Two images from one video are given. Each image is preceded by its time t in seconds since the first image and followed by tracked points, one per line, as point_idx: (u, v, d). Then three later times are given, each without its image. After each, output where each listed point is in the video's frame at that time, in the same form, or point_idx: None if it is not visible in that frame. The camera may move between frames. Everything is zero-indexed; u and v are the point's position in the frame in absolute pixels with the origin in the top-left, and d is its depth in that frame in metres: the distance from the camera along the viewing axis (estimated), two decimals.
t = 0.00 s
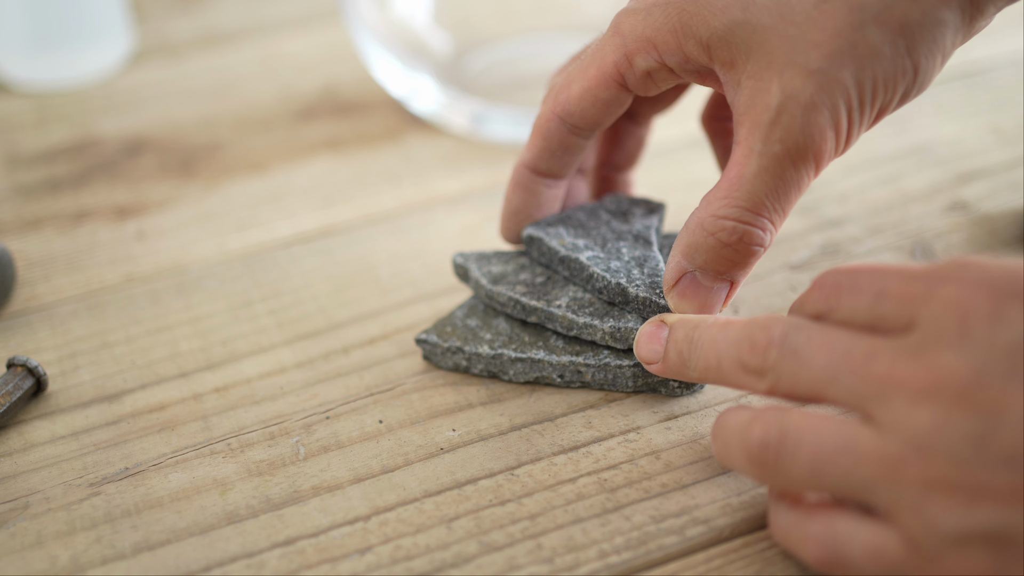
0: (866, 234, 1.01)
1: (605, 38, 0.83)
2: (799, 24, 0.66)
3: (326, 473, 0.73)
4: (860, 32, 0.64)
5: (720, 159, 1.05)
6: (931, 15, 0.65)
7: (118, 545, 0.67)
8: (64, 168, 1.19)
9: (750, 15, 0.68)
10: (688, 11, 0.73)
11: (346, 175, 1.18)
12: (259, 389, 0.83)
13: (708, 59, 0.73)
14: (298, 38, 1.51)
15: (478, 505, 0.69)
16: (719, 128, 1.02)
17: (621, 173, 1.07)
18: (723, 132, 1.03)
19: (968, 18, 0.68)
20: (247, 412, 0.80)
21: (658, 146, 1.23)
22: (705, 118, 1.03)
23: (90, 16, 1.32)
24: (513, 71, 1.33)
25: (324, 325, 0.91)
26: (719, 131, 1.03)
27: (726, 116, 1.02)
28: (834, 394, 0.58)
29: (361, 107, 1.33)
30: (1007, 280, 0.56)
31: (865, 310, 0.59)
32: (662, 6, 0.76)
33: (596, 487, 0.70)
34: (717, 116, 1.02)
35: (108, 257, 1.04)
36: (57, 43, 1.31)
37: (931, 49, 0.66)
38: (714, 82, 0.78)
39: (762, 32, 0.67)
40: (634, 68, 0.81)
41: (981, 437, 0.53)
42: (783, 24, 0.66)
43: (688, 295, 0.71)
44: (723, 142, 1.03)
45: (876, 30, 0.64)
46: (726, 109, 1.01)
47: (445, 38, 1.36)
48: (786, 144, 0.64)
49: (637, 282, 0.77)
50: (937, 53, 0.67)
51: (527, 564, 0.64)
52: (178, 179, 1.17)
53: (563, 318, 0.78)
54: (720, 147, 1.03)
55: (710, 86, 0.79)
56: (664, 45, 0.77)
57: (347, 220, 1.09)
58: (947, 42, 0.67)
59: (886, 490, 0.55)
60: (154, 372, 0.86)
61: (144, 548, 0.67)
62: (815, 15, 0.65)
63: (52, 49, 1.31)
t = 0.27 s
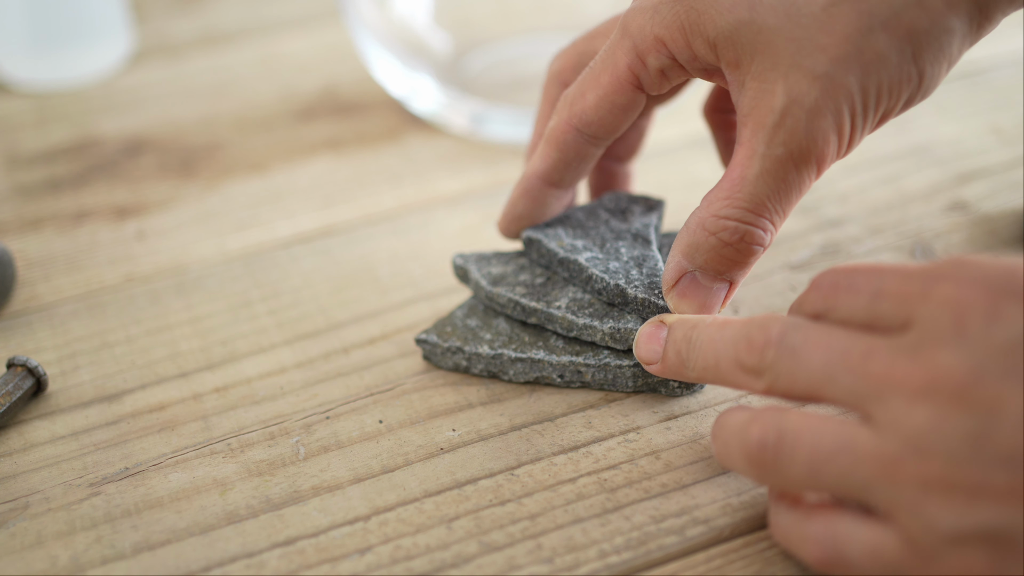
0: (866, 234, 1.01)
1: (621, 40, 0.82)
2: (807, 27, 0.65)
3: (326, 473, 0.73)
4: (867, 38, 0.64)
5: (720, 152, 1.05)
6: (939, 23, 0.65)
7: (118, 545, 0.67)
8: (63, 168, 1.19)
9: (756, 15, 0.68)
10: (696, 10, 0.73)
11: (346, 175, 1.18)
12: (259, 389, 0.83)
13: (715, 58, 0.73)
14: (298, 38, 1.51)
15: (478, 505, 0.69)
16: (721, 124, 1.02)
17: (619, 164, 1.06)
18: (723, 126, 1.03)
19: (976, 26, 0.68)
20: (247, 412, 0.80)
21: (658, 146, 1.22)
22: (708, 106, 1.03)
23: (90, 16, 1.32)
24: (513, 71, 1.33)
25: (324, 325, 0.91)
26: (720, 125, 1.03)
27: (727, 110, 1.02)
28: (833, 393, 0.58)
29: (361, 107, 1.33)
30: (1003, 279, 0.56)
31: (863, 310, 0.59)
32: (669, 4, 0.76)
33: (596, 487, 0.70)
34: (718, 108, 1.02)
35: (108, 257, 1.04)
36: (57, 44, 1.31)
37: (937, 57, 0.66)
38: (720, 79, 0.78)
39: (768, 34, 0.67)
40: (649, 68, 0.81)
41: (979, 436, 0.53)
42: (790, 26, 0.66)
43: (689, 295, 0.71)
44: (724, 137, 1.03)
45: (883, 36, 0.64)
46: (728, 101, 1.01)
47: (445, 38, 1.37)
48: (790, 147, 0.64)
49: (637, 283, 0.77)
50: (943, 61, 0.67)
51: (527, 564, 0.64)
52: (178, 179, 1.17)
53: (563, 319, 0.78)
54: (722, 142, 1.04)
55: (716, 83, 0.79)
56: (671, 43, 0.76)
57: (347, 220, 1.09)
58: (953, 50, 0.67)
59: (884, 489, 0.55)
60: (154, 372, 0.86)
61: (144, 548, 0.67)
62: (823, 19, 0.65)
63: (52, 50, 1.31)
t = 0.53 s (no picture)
0: (866, 234, 1.01)
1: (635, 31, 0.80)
2: (804, 27, 0.65)
3: (326, 473, 0.73)
4: (865, 41, 0.64)
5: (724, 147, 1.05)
6: (938, 26, 0.65)
7: (118, 545, 0.67)
8: (63, 168, 1.19)
9: (753, 14, 0.68)
10: (695, 8, 0.72)
11: (346, 175, 1.18)
12: (259, 389, 0.83)
13: (714, 57, 0.73)
14: (298, 38, 1.51)
15: (478, 505, 0.69)
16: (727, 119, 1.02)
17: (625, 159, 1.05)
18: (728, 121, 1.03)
19: (976, 28, 0.68)
20: (247, 412, 0.80)
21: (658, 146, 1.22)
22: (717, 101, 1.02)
23: (90, 16, 1.32)
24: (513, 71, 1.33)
25: (324, 325, 0.91)
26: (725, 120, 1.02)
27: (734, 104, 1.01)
28: (834, 395, 0.58)
29: (361, 107, 1.33)
30: (1006, 280, 0.56)
31: (865, 312, 0.59)
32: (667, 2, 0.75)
33: (596, 487, 0.70)
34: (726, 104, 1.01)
35: (108, 257, 1.04)
36: (56, 44, 1.31)
37: (936, 59, 0.66)
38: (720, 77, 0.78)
39: (766, 33, 0.67)
40: (653, 67, 0.80)
41: (980, 438, 0.53)
42: (788, 26, 0.66)
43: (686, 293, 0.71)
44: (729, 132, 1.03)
45: (880, 39, 0.64)
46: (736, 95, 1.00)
47: (445, 38, 1.37)
48: (786, 148, 0.65)
49: (637, 283, 0.77)
50: (942, 63, 0.67)
51: (527, 564, 0.64)
52: (178, 179, 1.17)
53: (563, 320, 0.78)
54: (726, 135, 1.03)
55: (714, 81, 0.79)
56: (670, 40, 0.76)
57: (347, 220, 1.09)
58: (952, 53, 0.67)
59: (885, 490, 0.55)
60: (154, 372, 0.86)
61: (144, 548, 0.67)
62: (821, 20, 0.65)
63: (52, 49, 1.31)
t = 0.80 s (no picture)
0: (866, 234, 1.01)
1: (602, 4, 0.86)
2: (808, 29, 0.65)
3: (326, 473, 0.73)
4: (867, 45, 0.64)
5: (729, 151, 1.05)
6: (942, 30, 0.64)
7: (118, 545, 0.67)
8: (64, 168, 1.19)
9: (760, 13, 0.67)
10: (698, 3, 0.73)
11: (346, 175, 1.18)
12: (259, 389, 0.83)
13: (715, 53, 0.73)
14: (298, 38, 1.51)
15: (478, 506, 0.69)
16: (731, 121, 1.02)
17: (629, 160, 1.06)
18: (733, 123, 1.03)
19: (983, 31, 0.67)
20: (247, 412, 0.80)
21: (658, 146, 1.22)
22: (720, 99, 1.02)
23: (90, 16, 1.32)
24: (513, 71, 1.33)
25: (324, 325, 0.91)
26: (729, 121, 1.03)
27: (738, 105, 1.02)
28: (831, 397, 0.58)
29: (361, 107, 1.33)
30: (1002, 284, 0.56)
31: (864, 316, 0.59)
32: None
33: (596, 487, 0.70)
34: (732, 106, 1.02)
35: (108, 257, 1.04)
36: (56, 44, 1.31)
37: (937, 63, 0.66)
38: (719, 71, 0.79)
39: (770, 34, 0.66)
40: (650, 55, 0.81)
41: (976, 442, 0.53)
42: (791, 28, 0.65)
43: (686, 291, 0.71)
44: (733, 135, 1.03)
45: (882, 43, 0.64)
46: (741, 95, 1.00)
47: (445, 38, 1.37)
48: (783, 147, 0.65)
49: (637, 283, 0.77)
50: (943, 66, 0.66)
51: (526, 564, 0.64)
52: (178, 179, 1.17)
53: (563, 319, 0.78)
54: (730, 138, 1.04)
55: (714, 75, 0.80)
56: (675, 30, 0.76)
57: (347, 220, 1.09)
58: (955, 57, 0.66)
59: (881, 494, 0.55)
60: (154, 372, 0.86)
61: (144, 548, 0.67)
62: (825, 22, 0.64)
63: (52, 49, 1.31)
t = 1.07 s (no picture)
0: (866, 234, 1.01)
1: (643, 12, 0.83)
2: (835, 31, 0.65)
3: (326, 473, 0.73)
4: (892, 49, 0.63)
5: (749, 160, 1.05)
6: (968, 37, 0.64)
7: (118, 544, 0.67)
8: (64, 168, 1.19)
9: (788, 14, 0.67)
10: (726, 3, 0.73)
11: (346, 175, 1.18)
12: (259, 389, 0.83)
13: (743, 52, 0.73)
14: (298, 38, 1.51)
15: (478, 505, 0.69)
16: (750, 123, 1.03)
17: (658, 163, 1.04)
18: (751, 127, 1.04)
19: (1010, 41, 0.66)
20: (247, 412, 0.80)
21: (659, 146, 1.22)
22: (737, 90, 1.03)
23: (90, 16, 1.32)
24: (513, 71, 1.34)
25: (324, 325, 0.91)
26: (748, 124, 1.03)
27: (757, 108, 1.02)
28: (839, 392, 0.58)
29: (361, 107, 1.33)
30: (1013, 282, 0.56)
31: (873, 312, 0.59)
32: None
33: (596, 487, 0.70)
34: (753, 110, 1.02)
35: (108, 257, 1.04)
36: (57, 44, 1.31)
37: (962, 69, 0.65)
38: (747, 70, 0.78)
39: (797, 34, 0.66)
40: (673, 47, 0.81)
41: (983, 438, 0.53)
42: (818, 29, 0.65)
43: (695, 288, 0.71)
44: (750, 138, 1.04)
45: (908, 47, 0.63)
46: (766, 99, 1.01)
47: (445, 38, 1.37)
48: (804, 149, 0.65)
49: (646, 275, 0.77)
50: (969, 72, 0.66)
51: (527, 564, 0.64)
52: (177, 180, 1.17)
53: (568, 301, 0.77)
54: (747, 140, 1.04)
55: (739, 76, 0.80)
56: (702, 29, 0.76)
57: (347, 220, 1.09)
58: (981, 63, 0.66)
59: (887, 489, 0.55)
60: (154, 372, 0.86)
61: (144, 548, 0.67)
62: (851, 24, 0.64)
63: (52, 49, 1.31)
